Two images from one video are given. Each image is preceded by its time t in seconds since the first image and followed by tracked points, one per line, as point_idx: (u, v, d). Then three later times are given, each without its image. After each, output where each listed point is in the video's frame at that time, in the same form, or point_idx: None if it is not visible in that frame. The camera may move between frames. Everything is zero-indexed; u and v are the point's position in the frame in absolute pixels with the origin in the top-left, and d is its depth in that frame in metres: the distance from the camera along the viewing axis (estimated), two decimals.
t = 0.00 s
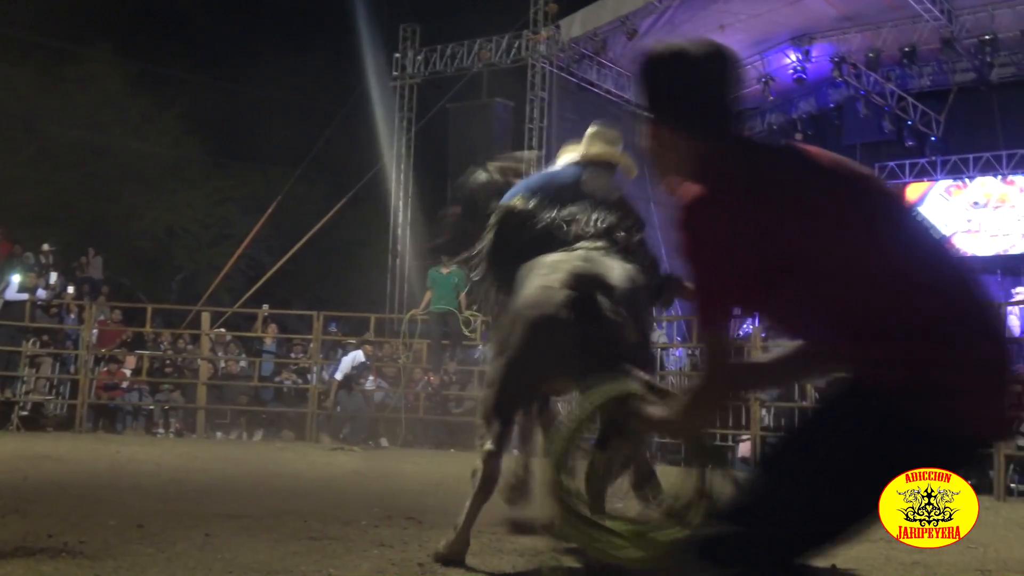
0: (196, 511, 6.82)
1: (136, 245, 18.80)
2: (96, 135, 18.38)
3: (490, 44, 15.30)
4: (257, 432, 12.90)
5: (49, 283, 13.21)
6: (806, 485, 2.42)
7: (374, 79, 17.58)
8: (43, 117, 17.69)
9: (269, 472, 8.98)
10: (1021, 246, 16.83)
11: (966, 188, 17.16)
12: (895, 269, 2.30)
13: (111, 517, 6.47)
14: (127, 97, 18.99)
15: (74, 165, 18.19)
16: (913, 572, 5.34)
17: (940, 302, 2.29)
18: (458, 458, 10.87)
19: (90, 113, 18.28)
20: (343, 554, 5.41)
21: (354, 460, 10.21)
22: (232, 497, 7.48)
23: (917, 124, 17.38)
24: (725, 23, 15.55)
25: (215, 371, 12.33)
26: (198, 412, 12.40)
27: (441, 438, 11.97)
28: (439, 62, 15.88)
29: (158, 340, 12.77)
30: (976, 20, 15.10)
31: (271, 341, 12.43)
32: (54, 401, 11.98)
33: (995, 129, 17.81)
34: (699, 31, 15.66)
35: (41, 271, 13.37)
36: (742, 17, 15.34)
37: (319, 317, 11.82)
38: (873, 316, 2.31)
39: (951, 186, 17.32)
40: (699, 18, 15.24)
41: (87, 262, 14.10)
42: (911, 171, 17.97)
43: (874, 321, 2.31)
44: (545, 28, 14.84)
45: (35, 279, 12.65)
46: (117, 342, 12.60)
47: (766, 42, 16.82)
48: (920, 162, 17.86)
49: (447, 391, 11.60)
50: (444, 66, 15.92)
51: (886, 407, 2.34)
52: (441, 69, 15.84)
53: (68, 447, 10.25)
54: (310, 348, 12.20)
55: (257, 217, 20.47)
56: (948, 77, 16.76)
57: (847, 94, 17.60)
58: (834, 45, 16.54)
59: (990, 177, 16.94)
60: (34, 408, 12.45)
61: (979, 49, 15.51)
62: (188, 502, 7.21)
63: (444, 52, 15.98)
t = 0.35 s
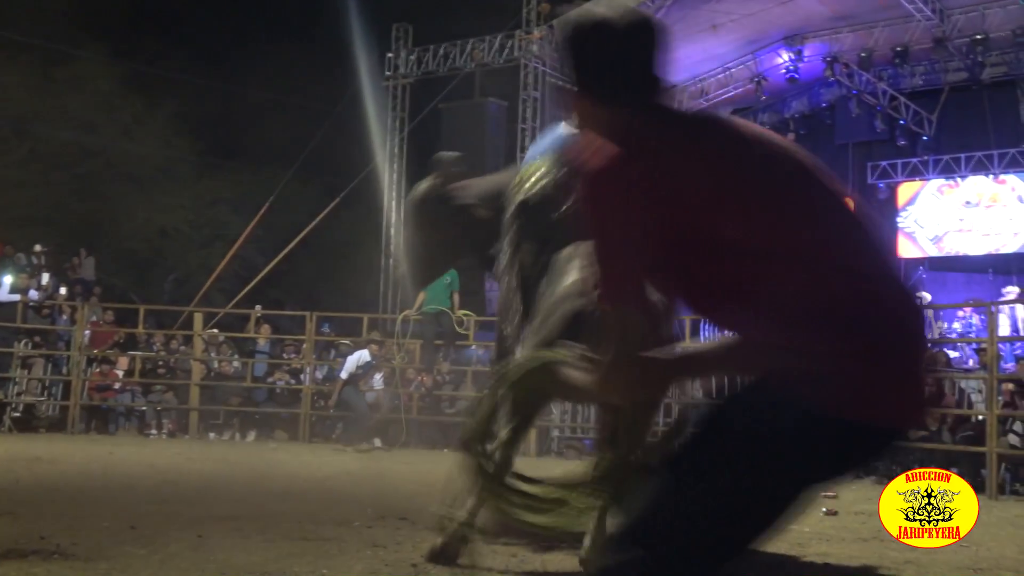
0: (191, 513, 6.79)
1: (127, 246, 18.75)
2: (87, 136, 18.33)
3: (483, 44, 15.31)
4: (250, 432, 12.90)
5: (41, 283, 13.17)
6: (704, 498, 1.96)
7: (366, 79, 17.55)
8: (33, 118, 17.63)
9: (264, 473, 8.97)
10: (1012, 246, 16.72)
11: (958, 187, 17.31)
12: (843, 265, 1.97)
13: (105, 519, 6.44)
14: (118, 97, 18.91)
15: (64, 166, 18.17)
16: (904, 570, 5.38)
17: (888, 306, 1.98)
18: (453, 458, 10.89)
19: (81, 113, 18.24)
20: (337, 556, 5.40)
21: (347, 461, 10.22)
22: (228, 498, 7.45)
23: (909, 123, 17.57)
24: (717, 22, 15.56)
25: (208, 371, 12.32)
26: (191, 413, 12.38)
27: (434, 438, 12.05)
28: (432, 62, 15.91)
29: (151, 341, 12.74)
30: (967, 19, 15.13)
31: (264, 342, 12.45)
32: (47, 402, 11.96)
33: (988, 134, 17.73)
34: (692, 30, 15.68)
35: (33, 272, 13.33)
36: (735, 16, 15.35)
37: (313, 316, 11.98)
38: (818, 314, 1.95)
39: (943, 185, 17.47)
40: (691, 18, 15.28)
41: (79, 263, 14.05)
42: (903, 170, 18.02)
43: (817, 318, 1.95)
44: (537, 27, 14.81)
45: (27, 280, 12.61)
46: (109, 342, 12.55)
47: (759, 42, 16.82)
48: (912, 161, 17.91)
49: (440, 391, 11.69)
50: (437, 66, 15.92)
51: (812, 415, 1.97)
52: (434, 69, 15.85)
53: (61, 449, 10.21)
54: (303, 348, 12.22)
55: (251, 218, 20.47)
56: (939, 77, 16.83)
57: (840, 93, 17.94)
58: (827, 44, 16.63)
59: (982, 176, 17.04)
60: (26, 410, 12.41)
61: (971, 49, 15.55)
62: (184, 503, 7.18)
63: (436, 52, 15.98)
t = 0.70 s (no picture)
0: (183, 512, 6.80)
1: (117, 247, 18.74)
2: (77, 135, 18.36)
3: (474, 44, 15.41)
4: (241, 433, 12.92)
5: (32, 284, 13.17)
6: (675, 491, 1.84)
7: (358, 80, 17.57)
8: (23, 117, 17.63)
9: (255, 474, 8.99)
10: (1000, 247, 16.85)
11: (949, 186, 17.34)
12: (796, 250, 1.92)
13: (97, 519, 6.44)
14: (108, 96, 18.91)
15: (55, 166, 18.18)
16: (892, 568, 5.43)
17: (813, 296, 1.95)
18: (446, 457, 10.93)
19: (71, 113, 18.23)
20: (328, 556, 5.43)
21: (339, 462, 10.26)
22: (219, 497, 7.47)
23: (901, 123, 17.64)
24: (709, 22, 15.64)
25: (199, 371, 12.36)
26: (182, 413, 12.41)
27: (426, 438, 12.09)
28: (425, 62, 16.01)
29: (142, 341, 12.75)
30: (957, 19, 15.19)
31: (255, 342, 12.48)
32: (38, 403, 11.98)
33: (977, 130, 17.88)
34: (683, 29, 15.78)
35: (23, 272, 13.32)
36: (727, 16, 15.41)
37: (303, 317, 12.11)
38: (785, 296, 1.86)
39: (934, 184, 17.52)
40: (682, 19, 15.34)
41: (70, 263, 14.07)
42: (895, 169, 18.09)
43: (785, 305, 1.87)
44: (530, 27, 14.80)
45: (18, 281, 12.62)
46: (100, 343, 12.54)
47: (750, 41, 16.79)
48: (903, 160, 17.97)
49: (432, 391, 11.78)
50: (428, 65, 15.98)
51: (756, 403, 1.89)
52: (425, 68, 15.91)
53: (53, 450, 10.20)
54: (295, 347, 12.27)
55: (243, 218, 20.52)
56: (930, 77, 16.96)
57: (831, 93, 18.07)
58: (818, 44, 16.67)
59: (973, 175, 17.01)
60: (16, 411, 12.40)
61: (961, 49, 15.67)
62: (175, 503, 7.19)
63: (428, 51, 16.05)
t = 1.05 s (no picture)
0: (173, 514, 6.77)
1: (107, 247, 18.69)
2: (67, 135, 18.32)
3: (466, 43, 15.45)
4: (232, 433, 12.90)
5: (21, 284, 13.12)
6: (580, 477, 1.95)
7: (349, 80, 17.57)
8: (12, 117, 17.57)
9: (248, 475, 8.96)
10: (991, 243, 16.85)
11: (939, 184, 17.37)
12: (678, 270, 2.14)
13: (85, 521, 6.41)
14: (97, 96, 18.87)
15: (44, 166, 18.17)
16: (881, 564, 5.46)
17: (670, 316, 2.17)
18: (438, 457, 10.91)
19: (60, 112, 18.19)
20: (320, 557, 5.45)
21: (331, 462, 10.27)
22: (211, 500, 7.43)
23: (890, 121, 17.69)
24: (699, 21, 15.68)
25: (191, 372, 12.37)
26: (173, 413, 12.38)
27: (417, 438, 12.09)
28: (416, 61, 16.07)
29: (132, 341, 12.72)
30: (946, 17, 15.25)
31: (245, 342, 12.47)
32: (28, 403, 11.96)
33: (966, 129, 17.92)
34: (673, 28, 15.82)
35: (13, 273, 13.28)
36: (716, 15, 15.44)
37: (293, 316, 12.08)
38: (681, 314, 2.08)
39: (924, 182, 17.55)
40: (673, 18, 15.36)
41: (60, 264, 14.02)
42: (884, 168, 18.22)
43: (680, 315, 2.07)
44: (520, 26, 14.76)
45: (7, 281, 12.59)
46: (90, 343, 12.50)
47: (739, 40, 16.79)
48: (892, 159, 18.10)
49: (424, 391, 11.83)
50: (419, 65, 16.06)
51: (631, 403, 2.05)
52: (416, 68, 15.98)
53: (43, 451, 10.15)
54: (286, 347, 12.28)
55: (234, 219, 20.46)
56: (919, 74, 17.03)
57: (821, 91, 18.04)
58: (808, 43, 16.69)
59: (963, 174, 17.10)
60: (6, 412, 12.36)
61: (950, 47, 15.77)
62: (165, 505, 7.15)
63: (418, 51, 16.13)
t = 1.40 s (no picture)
0: (166, 515, 6.80)
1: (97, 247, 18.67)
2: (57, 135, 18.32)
3: (456, 42, 15.55)
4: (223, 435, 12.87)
5: (11, 286, 13.11)
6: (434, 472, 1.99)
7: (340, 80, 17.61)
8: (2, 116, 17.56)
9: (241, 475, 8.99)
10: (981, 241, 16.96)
11: (929, 182, 17.38)
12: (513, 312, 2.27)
13: (75, 523, 6.41)
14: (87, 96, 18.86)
15: (34, 166, 18.19)
16: (875, 563, 5.44)
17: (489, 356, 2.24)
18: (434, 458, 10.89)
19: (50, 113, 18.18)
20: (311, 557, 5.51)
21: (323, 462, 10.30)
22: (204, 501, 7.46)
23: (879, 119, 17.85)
24: (689, 20, 15.76)
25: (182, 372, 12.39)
26: (164, 414, 12.37)
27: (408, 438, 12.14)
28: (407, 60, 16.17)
29: (122, 342, 12.72)
30: (935, 15, 15.35)
31: (236, 342, 12.47)
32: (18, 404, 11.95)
33: (955, 125, 18.10)
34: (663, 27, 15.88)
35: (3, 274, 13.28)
36: (706, 14, 15.49)
37: (285, 317, 12.10)
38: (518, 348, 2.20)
39: (914, 179, 17.55)
40: (663, 16, 15.43)
41: (50, 265, 14.02)
42: (874, 166, 18.34)
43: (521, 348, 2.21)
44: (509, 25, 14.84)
45: None
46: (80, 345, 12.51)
47: (729, 39, 16.68)
48: (882, 156, 18.25)
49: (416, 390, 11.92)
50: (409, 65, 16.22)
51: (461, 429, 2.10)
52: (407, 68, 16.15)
53: (34, 453, 10.15)
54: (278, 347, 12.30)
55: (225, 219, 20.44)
56: (908, 72, 17.11)
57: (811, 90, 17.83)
58: (797, 41, 16.74)
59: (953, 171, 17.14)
60: None
61: (939, 45, 15.90)
62: (156, 506, 7.17)
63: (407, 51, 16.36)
